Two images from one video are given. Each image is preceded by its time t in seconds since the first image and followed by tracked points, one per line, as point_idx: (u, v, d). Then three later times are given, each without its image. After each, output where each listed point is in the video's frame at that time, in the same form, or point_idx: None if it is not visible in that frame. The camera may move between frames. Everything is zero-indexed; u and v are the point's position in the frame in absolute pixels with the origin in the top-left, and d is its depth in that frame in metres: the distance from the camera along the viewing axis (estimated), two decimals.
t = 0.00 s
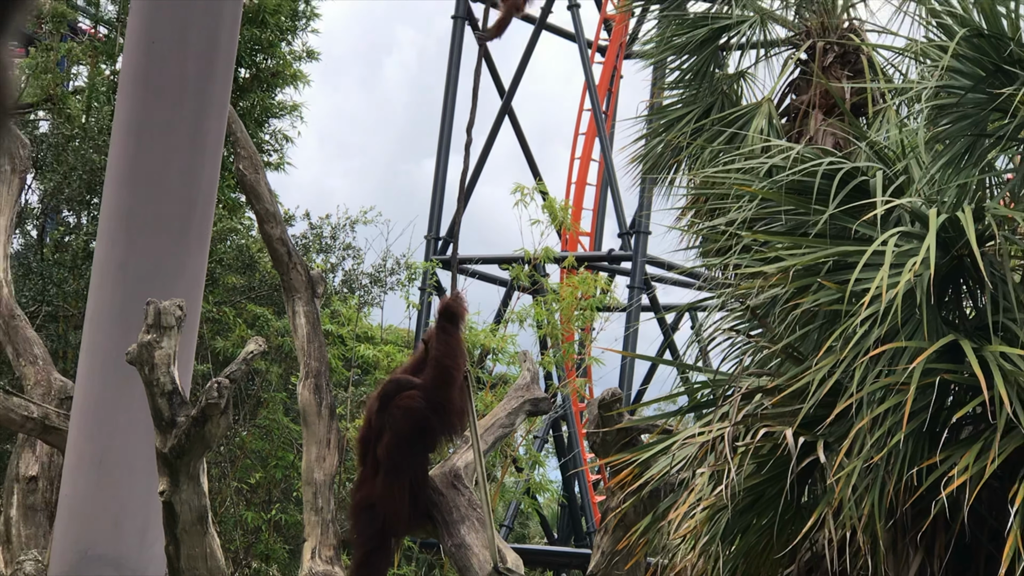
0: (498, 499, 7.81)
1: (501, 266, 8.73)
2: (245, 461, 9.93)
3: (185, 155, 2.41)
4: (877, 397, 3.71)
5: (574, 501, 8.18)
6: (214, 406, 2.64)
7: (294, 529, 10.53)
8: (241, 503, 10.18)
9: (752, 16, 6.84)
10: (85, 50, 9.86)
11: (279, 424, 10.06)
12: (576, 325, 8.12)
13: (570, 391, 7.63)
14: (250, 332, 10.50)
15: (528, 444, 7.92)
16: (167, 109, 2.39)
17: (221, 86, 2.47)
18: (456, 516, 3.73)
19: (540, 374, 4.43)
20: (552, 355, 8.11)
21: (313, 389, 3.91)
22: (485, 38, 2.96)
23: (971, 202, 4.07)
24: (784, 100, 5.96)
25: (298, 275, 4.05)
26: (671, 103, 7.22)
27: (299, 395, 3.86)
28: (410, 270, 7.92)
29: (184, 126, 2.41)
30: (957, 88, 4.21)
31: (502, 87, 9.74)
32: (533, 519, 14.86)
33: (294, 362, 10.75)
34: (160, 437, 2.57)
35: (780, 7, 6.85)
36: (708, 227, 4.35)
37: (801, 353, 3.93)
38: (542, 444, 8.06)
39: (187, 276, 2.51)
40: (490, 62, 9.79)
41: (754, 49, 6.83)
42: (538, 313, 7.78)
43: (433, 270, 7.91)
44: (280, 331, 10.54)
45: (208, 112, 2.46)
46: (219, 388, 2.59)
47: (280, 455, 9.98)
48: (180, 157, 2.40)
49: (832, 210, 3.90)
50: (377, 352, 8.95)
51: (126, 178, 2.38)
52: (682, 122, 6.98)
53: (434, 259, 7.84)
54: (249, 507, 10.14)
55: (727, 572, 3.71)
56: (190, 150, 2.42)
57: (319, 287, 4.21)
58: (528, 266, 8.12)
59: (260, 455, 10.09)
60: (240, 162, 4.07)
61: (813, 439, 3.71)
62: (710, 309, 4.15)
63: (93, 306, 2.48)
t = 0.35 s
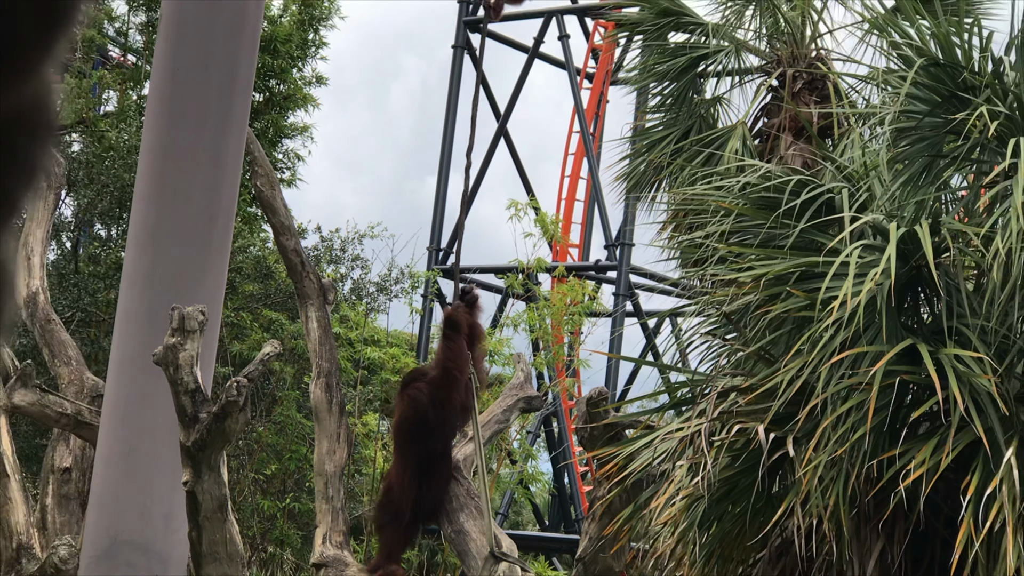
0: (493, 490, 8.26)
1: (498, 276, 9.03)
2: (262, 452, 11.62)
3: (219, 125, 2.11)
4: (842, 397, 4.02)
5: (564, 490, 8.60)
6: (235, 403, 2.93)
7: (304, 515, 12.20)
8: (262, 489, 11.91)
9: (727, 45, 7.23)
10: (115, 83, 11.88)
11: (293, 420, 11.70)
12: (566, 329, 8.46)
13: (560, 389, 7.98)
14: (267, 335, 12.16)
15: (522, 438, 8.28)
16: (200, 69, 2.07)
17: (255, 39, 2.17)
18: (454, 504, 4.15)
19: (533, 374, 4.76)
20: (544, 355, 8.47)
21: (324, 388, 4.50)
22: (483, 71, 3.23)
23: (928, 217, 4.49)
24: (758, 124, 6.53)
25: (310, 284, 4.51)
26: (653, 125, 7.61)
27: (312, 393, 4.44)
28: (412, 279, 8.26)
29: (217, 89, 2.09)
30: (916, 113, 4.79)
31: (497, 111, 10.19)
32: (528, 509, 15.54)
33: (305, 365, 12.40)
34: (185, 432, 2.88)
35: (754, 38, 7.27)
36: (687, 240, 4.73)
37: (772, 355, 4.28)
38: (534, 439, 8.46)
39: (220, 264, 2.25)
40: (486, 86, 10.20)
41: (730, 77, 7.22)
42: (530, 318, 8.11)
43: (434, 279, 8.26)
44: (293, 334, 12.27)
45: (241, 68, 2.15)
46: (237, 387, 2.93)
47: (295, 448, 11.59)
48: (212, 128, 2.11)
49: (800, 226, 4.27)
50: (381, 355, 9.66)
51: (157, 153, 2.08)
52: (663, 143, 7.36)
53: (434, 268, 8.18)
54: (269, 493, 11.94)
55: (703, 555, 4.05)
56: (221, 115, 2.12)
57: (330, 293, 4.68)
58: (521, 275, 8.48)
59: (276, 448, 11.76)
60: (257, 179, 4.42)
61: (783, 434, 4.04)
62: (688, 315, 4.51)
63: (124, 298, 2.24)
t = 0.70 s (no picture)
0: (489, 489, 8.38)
1: (493, 277, 9.12)
2: (263, 451, 11.79)
3: (219, 121, 2.30)
4: (831, 396, 4.09)
5: (558, 487, 8.69)
6: (236, 402, 2.96)
7: (305, 512, 12.41)
8: (263, 488, 12.07)
9: (719, 51, 7.33)
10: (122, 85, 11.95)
11: (293, 419, 11.85)
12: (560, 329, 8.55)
13: (555, 389, 8.07)
14: (266, 335, 12.36)
15: (518, 437, 8.37)
16: (202, 69, 2.26)
17: (254, 45, 2.36)
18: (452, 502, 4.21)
19: (527, 373, 4.85)
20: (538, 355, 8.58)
21: (323, 388, 4.58)
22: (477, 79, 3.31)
23: (914, 220, 4.63)
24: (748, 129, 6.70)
25: (310, 285, 4.59)
26: (646, 129, 7.72)
27: (311, 392, 4.53)
28: (409, 281, 8.34)
29: (217, 87, 2.27)
30: (903, 117, 4.97)
31: (494, 116, 10.29)
32: (523, 505, 15.73)
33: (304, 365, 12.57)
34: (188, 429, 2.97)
35: (744, 44, 7.38)
36: (679, 242, 4.84)
37: (762, 355, 4.37)
38: (530, 438, 8.56)
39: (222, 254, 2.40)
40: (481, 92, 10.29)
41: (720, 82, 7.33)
42: (524, 319, 8.20)
43: (431, 281, 8.34)
44: (292, 333, 12.46)
45: (241, 70, 2.34)
46: (239, 386, 2.96)
47: (295, 447, 11.75)
48: (212, 123, 2.29)
49: (790, 228, 4.38)
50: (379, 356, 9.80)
51: (161, 147, 2.25)
52: (654, 147, 7.48)
53: (431, 270, 8.26)
54: (269, 491, 12.13)
55: (695, 552, 4.13)
56: (222, 113, 2.30)
57: (329, 295, 4.76)
58: (517, 277, 8.56)
59: (276, 447, 11.92)
60: (258, 183, 4.52)
61: (772, 432, 4.13)
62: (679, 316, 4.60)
63: (129, 287, 2.37)
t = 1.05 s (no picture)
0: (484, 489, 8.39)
1: (488, 277, 9.12)
2: (258, 452, 11.81)
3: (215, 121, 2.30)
4: (826, 397, 4.10)
5: (553, 488, 8.69)
6: (231, 403, 2.96)
7: (300, 513, 12.42)
8: (258, 488, 12.09)
9: (715, 53, 7.35)
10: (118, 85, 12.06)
11: (288, 420, 11.87)
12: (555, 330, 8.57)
13: (550, 389, 8.07)
14: (261, 335, 12.39)
15: (513, 438, 8.38)
16: (198, 69, 2.27)
17: (251, 46, 2.36)
18: (449, 503, 4.13)
19: (523, 374, 4.86)
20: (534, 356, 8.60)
21: (318, 388, 4.58)
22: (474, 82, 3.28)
23: (910, 222, 4.64)
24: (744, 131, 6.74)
25: (305, 286, 4.58)
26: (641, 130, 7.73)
27: (306, 392, 4.52)
28: (405, 282, 8.34)
29: (214, 88, 2.28)
30: (899, 119, 5.00)
31: (490, 117, 10.30)
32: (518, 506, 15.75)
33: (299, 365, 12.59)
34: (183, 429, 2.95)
35: (740, 46, 7.39)
36: (675, 243, 4.85)
37: (757, 356, 4.38)
38: (525, 439, 8.57)
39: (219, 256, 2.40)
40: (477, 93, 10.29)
41: (715, 84, 7.35)
42: (519, 320, 8.21)
43: (427, 282, 8.33)
44: (287, 334, 12.49)
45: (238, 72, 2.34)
46: (235, 387, 2.96)
47: (290, 447, 11.77)
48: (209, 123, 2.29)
49: (785, 230, 4.39)
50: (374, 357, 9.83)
51: (158, 146, 2.26)
52: (651, 148, 7.50)
53: (426, 271, 8.25)
54: (265, 492, 12.15)
55: (690, 553, 4.13)
56: (218, 114, 2.31)
57: (324, 295, 4.75)
58: (512, 277, 8.57)
59: (271, 448, 11.94)
60: (253, 184, 4.52)
61: (768, 433, 4.13)
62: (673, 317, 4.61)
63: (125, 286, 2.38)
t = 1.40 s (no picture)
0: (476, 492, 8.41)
1: (480, 281, 9.13)
2: (249, 454, 11.84)
3: (208, 125, 2.29)
4: (817, 400, 4.11)
5: (544, 490, 8.72)
6: (222, 406, 2.94)
7: (290, 516, 12.44)
8: (250, 491, 12.11)
9: (707, 56, 7.37)
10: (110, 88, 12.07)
11: (279, 423, 11.90)
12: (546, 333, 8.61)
13: (541, 392, 8.10)
14: (251, 337, 12.43)
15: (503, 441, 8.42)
16: (191, 71, 2.26)
17: (242, 48, 2.35)
18: (439, 505, 4.17)
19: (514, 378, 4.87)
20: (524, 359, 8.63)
21: (309, 391, 4.59)
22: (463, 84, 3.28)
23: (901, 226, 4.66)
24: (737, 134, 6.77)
25: (297, 289, 4.59)
26: (633, 134, 7.76)
27: (298, 395, 4.53)
28: (397, 285, 8.34)
29: (206, 91, 2.27)
30: (891, 123, 5.04)
31: (481, 120, 10.31)
32: (508, 508, 15.79)
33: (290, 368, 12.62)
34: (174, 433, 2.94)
35: (732, 49, 7.41)
36: (667, 247, 4.87)
37: (748, 360, 4.40)
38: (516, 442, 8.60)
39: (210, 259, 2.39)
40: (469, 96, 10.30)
41: (708, 88, 7.37)
42: (511, 323, 8.24)
43: (418, 285, 8.34)
44: (278, 336, 12.52)
45: (229, 74, 2.33)
46: (226, 389, 2.94)
47: (281, 450, 11.80)
48: (201, 127, 2.29)
49: (776, 234, 4.41)
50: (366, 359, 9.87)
51: (151, 149, 2.26)
52: (642, 152, 7.52)
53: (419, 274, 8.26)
54: (256, 494, 12.17)
55: (680, 557, 4.14)
56: (210, 118, 2.30)
57: (316, 298, 4.76)
58: (504, 280, 8.59)
59: (262, 451, 11.96)
60: (245, 186, 4.52)
61: (759, 437, 4.14)
62: (664, 321, 4.62)
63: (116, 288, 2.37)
